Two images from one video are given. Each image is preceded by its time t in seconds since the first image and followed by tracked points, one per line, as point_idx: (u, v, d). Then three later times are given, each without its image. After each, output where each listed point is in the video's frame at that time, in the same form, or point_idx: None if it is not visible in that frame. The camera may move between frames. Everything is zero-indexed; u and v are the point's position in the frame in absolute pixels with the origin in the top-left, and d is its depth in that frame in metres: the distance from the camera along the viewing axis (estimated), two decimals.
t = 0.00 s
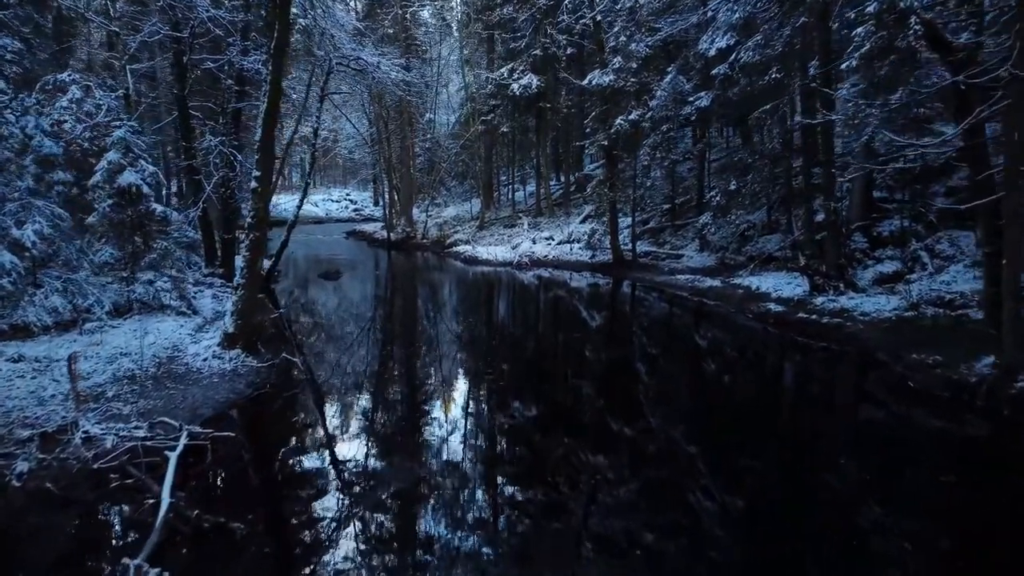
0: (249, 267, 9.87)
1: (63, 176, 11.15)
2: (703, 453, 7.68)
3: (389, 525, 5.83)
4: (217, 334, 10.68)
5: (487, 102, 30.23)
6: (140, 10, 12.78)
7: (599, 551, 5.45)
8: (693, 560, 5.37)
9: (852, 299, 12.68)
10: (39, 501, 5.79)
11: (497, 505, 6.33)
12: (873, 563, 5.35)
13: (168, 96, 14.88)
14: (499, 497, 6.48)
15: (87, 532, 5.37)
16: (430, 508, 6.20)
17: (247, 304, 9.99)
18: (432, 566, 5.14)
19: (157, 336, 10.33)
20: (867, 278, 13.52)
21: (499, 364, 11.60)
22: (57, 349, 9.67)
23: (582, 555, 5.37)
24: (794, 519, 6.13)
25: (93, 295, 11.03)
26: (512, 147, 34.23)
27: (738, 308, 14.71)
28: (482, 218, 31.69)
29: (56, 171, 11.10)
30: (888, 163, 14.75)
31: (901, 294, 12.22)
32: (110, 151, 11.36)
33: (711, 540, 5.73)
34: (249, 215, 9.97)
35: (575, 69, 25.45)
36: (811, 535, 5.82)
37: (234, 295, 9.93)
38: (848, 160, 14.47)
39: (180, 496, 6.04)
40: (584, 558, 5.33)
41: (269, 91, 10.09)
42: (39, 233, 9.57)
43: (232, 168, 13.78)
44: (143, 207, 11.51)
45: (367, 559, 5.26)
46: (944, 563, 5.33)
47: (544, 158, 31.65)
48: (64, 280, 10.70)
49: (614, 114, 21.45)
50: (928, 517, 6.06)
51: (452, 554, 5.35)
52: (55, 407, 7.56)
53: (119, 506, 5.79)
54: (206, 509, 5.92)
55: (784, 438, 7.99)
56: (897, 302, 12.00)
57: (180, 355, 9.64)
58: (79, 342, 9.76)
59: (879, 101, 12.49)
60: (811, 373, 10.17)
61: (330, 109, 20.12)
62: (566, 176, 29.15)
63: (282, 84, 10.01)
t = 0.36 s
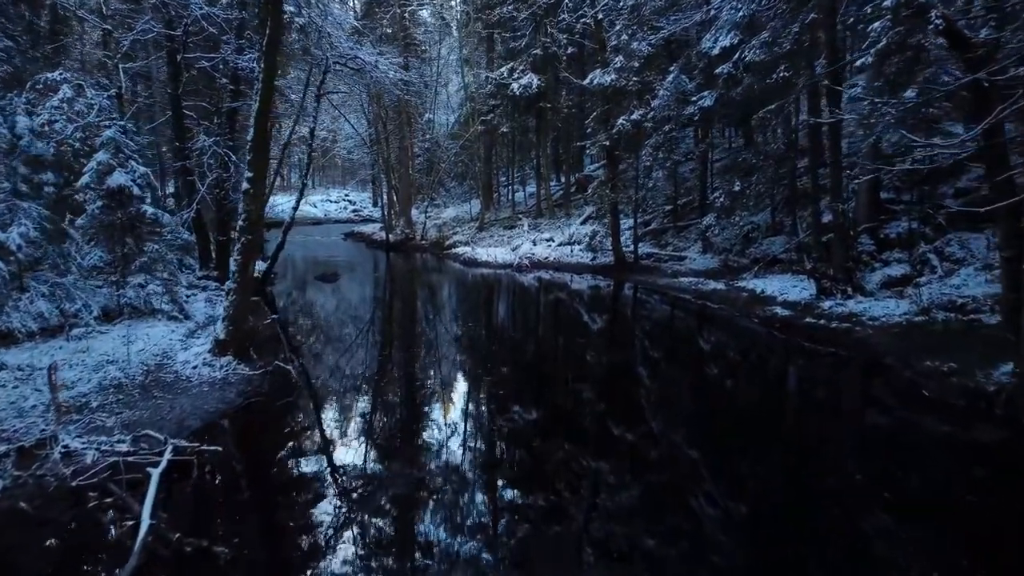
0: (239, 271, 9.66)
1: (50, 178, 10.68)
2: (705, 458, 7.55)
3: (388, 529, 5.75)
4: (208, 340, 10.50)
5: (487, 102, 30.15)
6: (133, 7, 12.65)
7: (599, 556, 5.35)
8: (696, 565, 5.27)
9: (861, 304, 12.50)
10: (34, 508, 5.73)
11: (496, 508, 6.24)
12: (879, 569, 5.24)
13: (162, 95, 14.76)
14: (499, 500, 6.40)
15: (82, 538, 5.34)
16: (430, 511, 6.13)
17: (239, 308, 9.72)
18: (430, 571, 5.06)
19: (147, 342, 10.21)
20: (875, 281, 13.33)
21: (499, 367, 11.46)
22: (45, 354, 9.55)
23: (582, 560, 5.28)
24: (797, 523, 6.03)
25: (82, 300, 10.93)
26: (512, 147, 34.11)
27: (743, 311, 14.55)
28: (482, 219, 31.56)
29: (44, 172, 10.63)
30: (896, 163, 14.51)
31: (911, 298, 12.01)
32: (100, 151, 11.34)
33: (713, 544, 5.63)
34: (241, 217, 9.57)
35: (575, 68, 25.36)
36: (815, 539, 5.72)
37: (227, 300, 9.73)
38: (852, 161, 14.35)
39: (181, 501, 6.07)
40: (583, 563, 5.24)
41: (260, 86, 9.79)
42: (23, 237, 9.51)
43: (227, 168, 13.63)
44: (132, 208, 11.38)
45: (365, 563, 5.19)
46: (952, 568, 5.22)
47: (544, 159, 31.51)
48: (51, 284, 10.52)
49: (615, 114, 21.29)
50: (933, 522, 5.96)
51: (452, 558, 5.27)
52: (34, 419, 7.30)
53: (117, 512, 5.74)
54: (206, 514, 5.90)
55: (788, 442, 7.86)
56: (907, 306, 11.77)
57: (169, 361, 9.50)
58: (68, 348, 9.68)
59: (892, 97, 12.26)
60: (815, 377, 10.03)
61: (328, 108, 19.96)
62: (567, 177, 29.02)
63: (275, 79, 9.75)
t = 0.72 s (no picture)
0: (229, 274, 9.53)
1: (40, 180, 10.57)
2: (707, 460, 7.47)
3: (387, 532, 5.66)
4: (197, 345, 10.37)
5: (486, 101, 30.04)
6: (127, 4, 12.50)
7: (601, 561, 5.25)
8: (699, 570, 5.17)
9: (869, 308, 12.19)
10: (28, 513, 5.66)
11: (496, 511, 6.13)
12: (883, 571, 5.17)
13: (155, 94, 14.61)
14: (499, 503, 6.30)
15: (72, 542, 5.27)
16: (429, 513, 6.03)
17: (229, 312, 9.59)
18: None
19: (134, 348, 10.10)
20: (882, 283, 13.06)
21: (499, 369, 11.34)
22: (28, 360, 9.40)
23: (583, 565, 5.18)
24: (801, 527, 5.94)
25: (67, 304, 10.71)
26: (511, 147, 33.97)
27: (747, 313, 14.36)
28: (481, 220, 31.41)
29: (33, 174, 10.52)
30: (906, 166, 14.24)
31: (921, 301, 11.62)
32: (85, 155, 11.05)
33: (715, 547, 5.54)
34: (230, 220, 9.41)
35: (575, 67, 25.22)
36: (817, 542, 5.65)
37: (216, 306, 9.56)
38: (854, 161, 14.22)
39: (179, 505, 6.02)
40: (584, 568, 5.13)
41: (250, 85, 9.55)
42: None
43: (220, 171, 13.60)
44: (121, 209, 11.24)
45: (362, 567, 5.10)
46: (958, 572, 5.13)
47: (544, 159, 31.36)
48: (37, 288, 10.18)
49: (616, 113, 21.16)
50: (938, 524, 5.88)
51: (451, 563, 5.17)
52: (11, 432, 6.97)
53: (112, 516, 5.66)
54: (204, 519, 5.84)
55: (792, 444, 7.77)
56: (918, 311, 11.38)
57: (156, 367, 9.38)
58: (52, 354, 9.53)
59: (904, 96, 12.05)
60: (819, 380, 9.90)
61: (326, 107, 19.80)
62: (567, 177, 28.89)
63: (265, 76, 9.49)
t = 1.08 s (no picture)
0: (219, 280, 9.36)
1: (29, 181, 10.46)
2: (711, 465, 7.37)
3: (384, 536, 5.54)
4: (184, 354, 10.17)
5: (485, 100, 29.97)
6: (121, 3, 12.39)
7: (602, 568, 5.11)
8: None
9: (878, 311, 11.97)
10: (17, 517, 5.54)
11: (496, 515, 6.00)
12: None
13: (149, 93, 14.51)
14: (498, 507, 6.16)
15: (59, 548, 5.14)
16: (427, 516, 5.91)
17: (217, 319, 9.41)
18: None
19: (119, 356, 9.86)
20: (891, 285, 12.90)
21: (499, 372, 11.20)
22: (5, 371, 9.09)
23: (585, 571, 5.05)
24: (809, 533, 5.85)
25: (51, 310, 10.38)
26: (510, 147, 33.87)
27: (752, 317, 14.21)
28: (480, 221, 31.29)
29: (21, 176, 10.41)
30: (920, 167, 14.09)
31: (932, 306, 11.38)
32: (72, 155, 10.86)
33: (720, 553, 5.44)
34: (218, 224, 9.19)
35: (575, 66, 25.12)
36: (823, 548, 5.57)
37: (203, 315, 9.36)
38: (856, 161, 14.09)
39: (173, 509, 5.92)
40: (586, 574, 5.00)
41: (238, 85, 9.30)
42: None
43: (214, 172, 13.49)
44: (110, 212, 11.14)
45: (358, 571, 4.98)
46: None
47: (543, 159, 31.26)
48: (21, 293, 9.60)
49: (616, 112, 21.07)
50: (947, 530, 5.78)
51: (448, 567, 5.04)
52: None
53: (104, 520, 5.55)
54: (199, 524, 5.74)
55: (797, 450, 7.68)
56: (929, 316, 11.12)
57: (140, 376, 9.16)
58: (30, 364, 9.23)
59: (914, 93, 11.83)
60: (825, 386, 9.78)
61: (325, 107, 19.70)
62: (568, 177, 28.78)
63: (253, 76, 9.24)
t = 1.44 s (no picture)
0: (205, 285, 8.98)
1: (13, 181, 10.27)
2: (713, 469, 7.23)
3: (382, 540, 5.38)
4: (170, 362, 9.80)
5: (484, 99, 29.85)
6: None
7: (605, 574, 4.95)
8: None
9: (888, 317, 11.77)
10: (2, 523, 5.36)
11: (496, 520, 5.83)
12: None
13: (139, 92, 14.31)
14: (498, 512, 6.00)
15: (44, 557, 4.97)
16: (426, 520, 5.76)
17: (205, 327, 9.01)
18: None
19: (102, 364, 9.50)
20: (901, 289, 12.70)
21: (499, 375, 11.02)
22: None
23: None
24: (813, 537, 5.71)
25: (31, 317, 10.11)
26: (510, 146, 33.70)
27: (758, 321, 14.00)
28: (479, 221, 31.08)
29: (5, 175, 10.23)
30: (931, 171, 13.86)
31: (946, 311, 11.17)
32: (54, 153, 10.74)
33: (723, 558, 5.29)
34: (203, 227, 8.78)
35: (575, 64, 24.96)
36: (827, 552, 5.43)
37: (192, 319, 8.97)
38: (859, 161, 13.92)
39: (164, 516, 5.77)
40: None
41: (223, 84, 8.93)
42: None
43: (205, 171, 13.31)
44: (95, 213, 10.97)
45: None
46: None
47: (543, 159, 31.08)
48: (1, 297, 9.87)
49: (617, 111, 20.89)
50: (956, 535, 5.64)
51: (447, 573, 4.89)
52: None
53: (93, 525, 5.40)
54: (192, 531, 5.59)
55: (802, 455, 7.52)
56: (942, 323, 10.90)
57: (123, 387, 8.80)
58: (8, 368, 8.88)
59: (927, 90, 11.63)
60: (832, 391, 9.62)
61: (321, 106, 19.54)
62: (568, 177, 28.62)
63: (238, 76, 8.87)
